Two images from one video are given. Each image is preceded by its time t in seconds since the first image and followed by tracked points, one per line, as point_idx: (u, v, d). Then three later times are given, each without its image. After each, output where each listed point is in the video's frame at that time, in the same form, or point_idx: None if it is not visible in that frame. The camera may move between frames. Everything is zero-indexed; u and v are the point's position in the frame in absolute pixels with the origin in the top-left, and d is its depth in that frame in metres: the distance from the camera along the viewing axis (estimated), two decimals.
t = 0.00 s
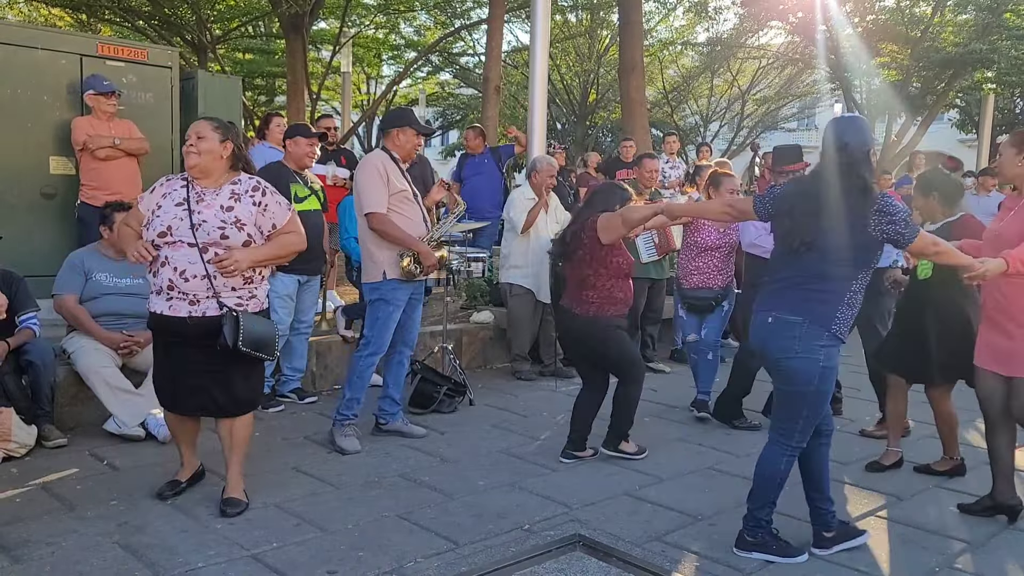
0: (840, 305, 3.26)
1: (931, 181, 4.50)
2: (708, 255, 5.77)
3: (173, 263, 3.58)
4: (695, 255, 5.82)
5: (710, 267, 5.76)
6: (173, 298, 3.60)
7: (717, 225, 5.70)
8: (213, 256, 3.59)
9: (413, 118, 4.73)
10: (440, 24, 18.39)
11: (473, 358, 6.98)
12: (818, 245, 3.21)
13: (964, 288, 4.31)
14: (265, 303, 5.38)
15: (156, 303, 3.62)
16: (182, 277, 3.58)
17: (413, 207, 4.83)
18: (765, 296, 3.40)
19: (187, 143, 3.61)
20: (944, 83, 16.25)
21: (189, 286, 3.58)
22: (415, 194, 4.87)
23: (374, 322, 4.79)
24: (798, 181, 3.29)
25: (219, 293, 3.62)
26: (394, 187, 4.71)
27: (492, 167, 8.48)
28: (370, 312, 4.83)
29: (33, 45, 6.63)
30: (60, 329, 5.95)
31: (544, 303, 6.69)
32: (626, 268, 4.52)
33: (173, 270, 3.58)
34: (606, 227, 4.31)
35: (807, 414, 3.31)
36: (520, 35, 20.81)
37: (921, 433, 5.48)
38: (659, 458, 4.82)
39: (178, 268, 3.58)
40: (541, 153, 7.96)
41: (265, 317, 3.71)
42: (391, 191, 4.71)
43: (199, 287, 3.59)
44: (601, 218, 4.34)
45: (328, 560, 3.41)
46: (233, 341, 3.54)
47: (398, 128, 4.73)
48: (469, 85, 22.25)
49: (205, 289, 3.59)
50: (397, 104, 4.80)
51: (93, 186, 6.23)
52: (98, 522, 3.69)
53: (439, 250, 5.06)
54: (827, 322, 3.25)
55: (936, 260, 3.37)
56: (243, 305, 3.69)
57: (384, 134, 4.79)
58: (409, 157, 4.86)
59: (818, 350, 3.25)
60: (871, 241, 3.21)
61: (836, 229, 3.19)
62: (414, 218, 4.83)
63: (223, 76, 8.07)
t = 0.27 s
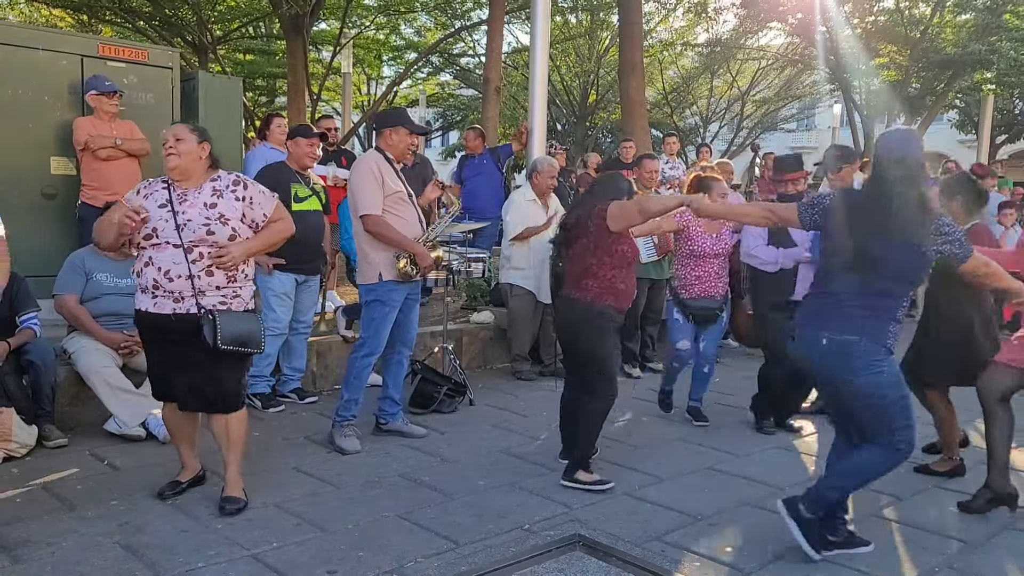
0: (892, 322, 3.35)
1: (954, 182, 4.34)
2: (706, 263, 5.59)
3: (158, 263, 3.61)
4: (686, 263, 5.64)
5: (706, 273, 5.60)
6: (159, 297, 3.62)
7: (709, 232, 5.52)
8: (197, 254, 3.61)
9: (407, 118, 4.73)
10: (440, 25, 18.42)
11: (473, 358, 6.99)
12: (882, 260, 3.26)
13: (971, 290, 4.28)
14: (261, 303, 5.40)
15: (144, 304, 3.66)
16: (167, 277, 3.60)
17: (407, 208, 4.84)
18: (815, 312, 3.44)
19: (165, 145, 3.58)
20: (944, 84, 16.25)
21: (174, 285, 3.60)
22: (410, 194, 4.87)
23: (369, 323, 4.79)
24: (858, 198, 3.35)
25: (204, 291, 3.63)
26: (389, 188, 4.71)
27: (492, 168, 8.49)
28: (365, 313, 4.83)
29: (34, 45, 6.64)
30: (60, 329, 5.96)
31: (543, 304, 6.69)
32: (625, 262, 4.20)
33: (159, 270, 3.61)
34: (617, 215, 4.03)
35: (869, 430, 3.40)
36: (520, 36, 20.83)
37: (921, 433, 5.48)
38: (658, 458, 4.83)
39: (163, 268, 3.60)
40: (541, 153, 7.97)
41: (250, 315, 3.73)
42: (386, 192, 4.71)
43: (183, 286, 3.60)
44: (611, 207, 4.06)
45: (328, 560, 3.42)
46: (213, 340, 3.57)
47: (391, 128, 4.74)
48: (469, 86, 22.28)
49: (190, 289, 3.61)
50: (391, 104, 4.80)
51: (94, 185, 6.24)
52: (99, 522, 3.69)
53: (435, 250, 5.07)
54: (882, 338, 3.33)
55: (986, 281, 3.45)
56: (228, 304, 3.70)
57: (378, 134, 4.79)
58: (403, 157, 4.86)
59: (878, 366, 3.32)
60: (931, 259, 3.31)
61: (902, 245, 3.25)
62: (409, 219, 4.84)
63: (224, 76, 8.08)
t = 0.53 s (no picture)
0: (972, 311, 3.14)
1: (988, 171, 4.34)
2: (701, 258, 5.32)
3: (150, 258, 3.58)
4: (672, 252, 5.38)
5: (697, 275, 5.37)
6: (156, 293, 3.59)
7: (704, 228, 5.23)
8: (190, 248, 3.60)
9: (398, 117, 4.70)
10: (440, 24, 18.40)
11: (473, 358, 6.97)
12: (948, 255, 3.07)
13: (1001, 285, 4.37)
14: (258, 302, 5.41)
15: (139, 302, 3.62)
16: (161, 271, 3.57)
17: (401, 207, 4.82)
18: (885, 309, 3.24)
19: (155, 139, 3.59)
20: (944, 84, 16.19)
21: (169, 280, 3.58)
22: (403, 194, 4.84)
23: (361, 324, 4.78)
24: (918, 190, 3.18)
25: (199, 284, 3.62)
26: (381, 188, 4.69)
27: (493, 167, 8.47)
28: (357, 313, 4.82)
29: (34, 45, 6.63)
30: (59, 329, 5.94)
31: (543, 304, 6.68)
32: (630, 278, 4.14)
33: (152, 266, 3.58)
34: (634, 225, 3.99)
35: (959, 432, 3.11)
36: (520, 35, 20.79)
37: (923, 433, 5.47)
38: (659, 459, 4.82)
39: (155, 263, 3.58)
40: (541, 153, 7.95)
41: (246, 309, 3.72)
42: (379, 192, 4.69)
43: (179, 279, 3.59)
44: (630, 216, 4.03)
45: (328, 561, 3.41)
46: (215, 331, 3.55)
47: (382, 126, 4.71)
48: (469, 85, 22.25)
49: (186, 282, 3.59)
50: (382, 102, 4.77)
51: (93, 184, 6.23)
52: (98, 522, 3.68)
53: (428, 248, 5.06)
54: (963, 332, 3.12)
55: None
56: (224, 297, 3.69)
57: (370, 134, 4.77)
58: (395, 156, 4.83)
59: (963, 362, 3.09)
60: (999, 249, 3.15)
61: (969, 239, 3.07)
62: (403, 219, 4.82)
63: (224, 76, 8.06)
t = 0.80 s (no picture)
0: None
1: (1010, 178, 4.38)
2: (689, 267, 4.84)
3: (146, 264, 3.57)
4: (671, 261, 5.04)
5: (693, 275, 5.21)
6: (153, 298, 3.59)
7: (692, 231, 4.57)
8: (185, 254, 3.59)
9: (388, 116, 4.72)
10: (440, 23, 18.40)
11: (473, 358, 6.97)
12: None
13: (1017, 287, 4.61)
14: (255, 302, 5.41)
15: (135, 307, 3.62)
16: (158, 277, 3.57)
17: (392, 207, 4.80)
18: (951, 318, 3.21)
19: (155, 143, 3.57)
20: (945, 83, 16.20)
21: (166, 286, 3.57)
22: (394, 194, 4.83)
23: (351, 324, 4.77)
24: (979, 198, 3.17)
25: (196, 290, 3.62)
26: (372, 189, 4.68)
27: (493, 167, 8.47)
28: (347, 314, 4.81)
29: (33, 45, 6.62)
30: (59, 329, 5.94)
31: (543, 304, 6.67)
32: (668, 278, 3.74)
33: (148, 272, 3.57)
34: (675, 227, 3.62)
35: None
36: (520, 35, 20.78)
37: (924, 433, 5.47)
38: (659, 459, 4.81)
39: (151, 269, 3.57)
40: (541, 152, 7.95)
41: (244, 312, 3.72)
42: (370, 193, 4.68)
43: (176, 286, 3.58)
44: (669, 216, 3.67)
45: (328, 561, 3.40)
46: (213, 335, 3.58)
47: (372, 126, 4.70)
48: (469, 85, 22.25)
49: (182, 288, 3.59)
50: (371, 102, 4.77)
51: (92, 184, 6.22)
52: (97, 522, 3.68)
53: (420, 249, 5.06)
54: None
55: None
56: (222, 302, 3.69)
57: (359, 133, 4.76)
58: (385, 155, 4.81)
59: None
60: None
61: None
62: (394, 219, 4.80)
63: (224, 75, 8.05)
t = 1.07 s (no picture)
0: None
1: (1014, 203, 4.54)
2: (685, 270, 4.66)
3: (150, 266, 3.55)
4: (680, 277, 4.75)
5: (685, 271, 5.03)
6: (153, 301, 3.57)
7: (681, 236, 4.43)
8: (192, 257, 3.58)
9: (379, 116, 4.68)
10: (440, 24, 18.42)
11: (473, 358, 6.97)
12: None
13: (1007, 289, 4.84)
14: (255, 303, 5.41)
15: (134, 309, 3.59)
16: (160, 280, 3.55)
17: (383, 207, 4.80)
18: (992, 320, 3.23)
19: (173, 145, 3.59)
20: (945, 83, 16.22)
21: (168, 289, 3.55)
22: (385, 193, 4.83)
23: (341, 325, 4.77)
24: None
25: (199, 294, 3.60)
26: (362, 189, 4.68)
27: (493, 167, 8.47)
28: (336, 315, 4.80)
29: (33, 45, 6.62)
30: (59, 329, 5.94)
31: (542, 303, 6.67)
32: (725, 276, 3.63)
33: (150, 274, 3.55)
34: (720, 226, 3.53)
35: None
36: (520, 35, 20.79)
37: (924, 433, 5.46)
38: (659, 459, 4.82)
39: (155, 271, 3.55)
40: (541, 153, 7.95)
41: (245, 315, 3.70)
42: (360, 193, 4.68)
43: (178, 289, 3.56)
44: (715, 212, 3.57)
45: (328, 560, 3.40)
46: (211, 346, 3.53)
47: (363, 125, 4.69)
48: (469, 85, 22.26)
49: (184, 292, 3.57)
50: (362, 101, 4.75)
51: (92, 184, 6.23)
52: (97, 522, 3.68)
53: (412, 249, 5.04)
54: None
55: None
56: (224, 305, 3.66)
57: (350, 132, 4.75)
58: (376, 155, 4.81)
59: None
60: None
61: None
62: (385, 219, 4.81)
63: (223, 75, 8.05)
